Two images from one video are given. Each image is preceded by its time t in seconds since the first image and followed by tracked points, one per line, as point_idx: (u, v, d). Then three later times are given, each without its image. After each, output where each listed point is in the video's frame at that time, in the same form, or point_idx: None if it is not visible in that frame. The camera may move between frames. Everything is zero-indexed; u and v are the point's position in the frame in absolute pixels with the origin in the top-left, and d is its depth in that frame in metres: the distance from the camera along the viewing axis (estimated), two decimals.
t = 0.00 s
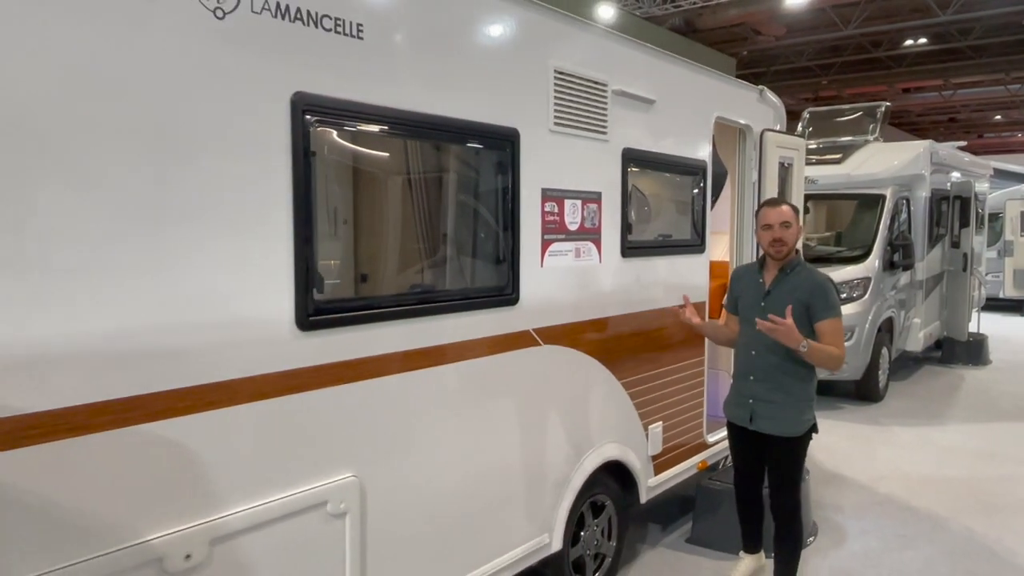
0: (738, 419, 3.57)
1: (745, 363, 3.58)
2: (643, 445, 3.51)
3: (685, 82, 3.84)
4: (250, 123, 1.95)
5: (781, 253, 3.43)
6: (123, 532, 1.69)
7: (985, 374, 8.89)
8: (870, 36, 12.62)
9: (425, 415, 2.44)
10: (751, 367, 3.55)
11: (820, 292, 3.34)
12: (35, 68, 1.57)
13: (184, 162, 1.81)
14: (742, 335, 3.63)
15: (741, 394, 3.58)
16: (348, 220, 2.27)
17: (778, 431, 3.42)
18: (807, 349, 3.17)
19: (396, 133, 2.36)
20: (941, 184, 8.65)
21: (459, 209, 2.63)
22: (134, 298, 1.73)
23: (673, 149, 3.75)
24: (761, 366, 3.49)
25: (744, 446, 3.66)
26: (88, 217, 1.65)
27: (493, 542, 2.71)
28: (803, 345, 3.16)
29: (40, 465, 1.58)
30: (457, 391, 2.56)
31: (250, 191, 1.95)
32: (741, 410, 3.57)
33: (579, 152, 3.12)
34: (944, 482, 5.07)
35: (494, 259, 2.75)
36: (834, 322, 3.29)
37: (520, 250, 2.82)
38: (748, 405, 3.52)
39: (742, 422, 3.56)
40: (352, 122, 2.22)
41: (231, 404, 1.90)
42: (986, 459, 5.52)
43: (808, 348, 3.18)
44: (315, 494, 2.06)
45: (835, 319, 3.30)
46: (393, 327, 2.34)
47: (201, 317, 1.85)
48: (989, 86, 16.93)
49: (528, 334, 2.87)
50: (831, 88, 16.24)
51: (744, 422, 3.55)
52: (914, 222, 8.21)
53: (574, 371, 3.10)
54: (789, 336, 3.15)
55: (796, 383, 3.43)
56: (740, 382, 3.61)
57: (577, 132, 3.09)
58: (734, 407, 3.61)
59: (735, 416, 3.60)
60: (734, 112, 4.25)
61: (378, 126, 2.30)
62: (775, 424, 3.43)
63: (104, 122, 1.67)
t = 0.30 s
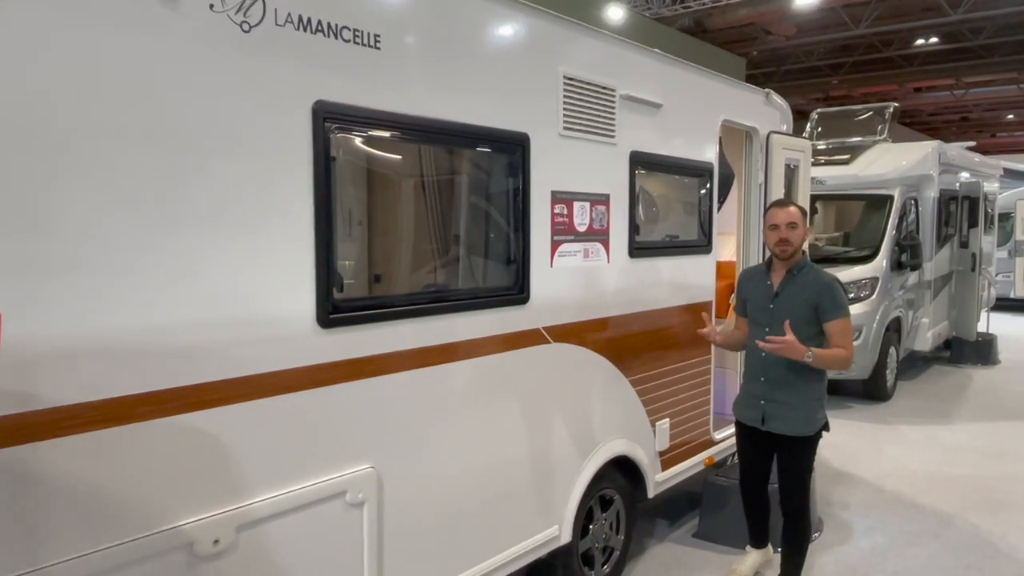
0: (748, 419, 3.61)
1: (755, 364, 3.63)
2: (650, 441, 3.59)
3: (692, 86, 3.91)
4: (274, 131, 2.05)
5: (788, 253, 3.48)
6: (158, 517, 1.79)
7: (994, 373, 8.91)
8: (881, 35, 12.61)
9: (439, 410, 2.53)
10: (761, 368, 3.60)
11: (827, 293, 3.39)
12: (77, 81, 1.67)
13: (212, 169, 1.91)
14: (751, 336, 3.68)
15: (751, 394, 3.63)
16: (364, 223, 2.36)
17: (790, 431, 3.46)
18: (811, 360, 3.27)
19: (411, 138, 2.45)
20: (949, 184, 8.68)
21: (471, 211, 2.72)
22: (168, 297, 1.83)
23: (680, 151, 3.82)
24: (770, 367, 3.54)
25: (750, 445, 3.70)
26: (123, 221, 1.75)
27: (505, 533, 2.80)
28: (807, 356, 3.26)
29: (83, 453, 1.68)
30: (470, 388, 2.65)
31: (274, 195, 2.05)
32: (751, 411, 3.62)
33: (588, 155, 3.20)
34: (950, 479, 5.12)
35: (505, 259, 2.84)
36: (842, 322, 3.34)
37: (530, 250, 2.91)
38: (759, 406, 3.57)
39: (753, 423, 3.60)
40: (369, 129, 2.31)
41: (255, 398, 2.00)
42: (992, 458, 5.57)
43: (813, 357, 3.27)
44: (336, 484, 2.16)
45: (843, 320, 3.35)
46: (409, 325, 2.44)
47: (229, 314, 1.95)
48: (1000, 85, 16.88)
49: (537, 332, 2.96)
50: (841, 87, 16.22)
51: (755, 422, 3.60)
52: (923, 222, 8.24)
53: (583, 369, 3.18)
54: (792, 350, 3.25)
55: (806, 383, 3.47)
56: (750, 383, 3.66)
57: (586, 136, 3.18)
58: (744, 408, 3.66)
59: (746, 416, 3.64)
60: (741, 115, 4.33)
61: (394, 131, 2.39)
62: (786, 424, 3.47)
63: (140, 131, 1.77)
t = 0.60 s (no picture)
0: (761, 419, 3.65)
1: (767, 365, 3.67)
2: (659, 438, 3.66)
3: (700, 88, 3.97)
4: (296, 135, 2.12)
5: (798, 253, 3.53)
6: (187, 506, 1.87)
7: (1004, 373, 8.92)
8: (891, 34, 12.58)
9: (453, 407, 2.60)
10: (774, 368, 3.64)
11: (838, 294, 3.44)
12: (110, 89, 1.74)
13: (238, 172, 1.99)
14: (762, 337, 3.72)
15: (764, 395, 3.67)
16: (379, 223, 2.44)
17: (804, 430, 3.50)
18: (823, 371, 3.35)
19: (427, 141, 2.52)
20: (959, 184, 8.70)
21: (484, 212, 2.79)
22: (195, 295, 1.90)
23: (689, 153, 3.88)
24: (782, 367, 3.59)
25: (759, 443, 3.75)
26: (157, 223, 1.83)
27: (517, 527, 2.86)
28: (816, 371, 3.35)
29: (116, 444, 1.76)
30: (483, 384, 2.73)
31: (296, 197, 2.12)
32: (763, 411, 3.66)
33: (598, 157, 3.26)
34: (958, 478, 5.16)
35: (517, 259, 2.91)
36: (854, 322, 3.39)
37: (542, 250, 2.97)
38: (772, 406, 3.61)
39: (765, 422, 3.64)
40: (386, 132, 2.39)
41: (279, 393, 2.08)
42: (1000, 457, 5.60)
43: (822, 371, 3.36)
44: (354, 476, 2.23)
45: (854, 320, 3.40)
46: (425, 323, 2.51)
47: (254, 311, 2.03)
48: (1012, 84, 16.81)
49: (549, 330, 3.02)
50: (851, 87, 16.19)
51: (768, 422, 3.64)
52: (932, 222, 8.27)
53: (593, 365, 3.25)
54: (800, 372, 3.33)
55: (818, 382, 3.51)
56: (762, 383, 3.70)
57: (596, 138, 3.24)
58: (756, 408, 3.70)
59: (758, 416, 3.68)
60: (749, 116, 4.38)
61: (411, 135, 2.46)
62: (800, 424, 3.51)
63: (170, 136, 1.85)
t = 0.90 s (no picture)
0: (773, 417, 3.69)
1: (780, 363, 3.71)
2: (668, 434, 3.72)
3: (709, 90, 4.03)
4: (318, 137, 2.19)
5: (811, 252, 3.58)
6: (215, 494, 1.94)
7: (1013, 372, 8.93)
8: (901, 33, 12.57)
9: (468, 401, 2.67)
10: (786, 366, 3.68)
11: (851, 292, 3.48)
12: (143, 94, 1.82)
13: (263, 173, 2.06)
14: (774, 335, 3.76)
15: (776, 392, 3.71)
16: (397, 221, 2.51)
17: (817, 428, 3.54)
18: (838, 370, 3.41)
19: (443, 141, 2.59)
20: (968, 183, 8.72)
21: (499, 212, 2.86)
22: (222, 292, 1.97)
23: (698, 153, 3.94)
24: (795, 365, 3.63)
25: (766, 440, 3.80)
26: (187, 222, 1.90)
27: (529, 519, 2.93)
28: (832, 373, 3.40)
29: (148, 434, 1.83)
30: (497, 379, 2.79)
31: (318, 197, 2.19)
32: (775, 409, 3.70)
33: (608, 158, 3.33)
34: (965, 475, 5.20)
35: (530, 257, 2.97)
36: (867, 320, 3.45)
37: (554, 249, 3.04)
38: (785, 404, 3.65)
39: (777, 420, 3.68)
40: (404, 132, 2.45)
41: (301, 386, 2.15)
42: (1008, 455, 5.63)
43: (838, 372, 3.41)
44: (372, 468, 2.29)
45: (867, 318, 3.45)
46: (441, 319, 2.58)
47: (278, 306, 2.10)
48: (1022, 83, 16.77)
49: (561, 327, 3.09)
50: (860, 86, 16.18)
51: (780, 419, 3.68)
52: (941, 222, 8.28)
53: (604, 362, 3.31)
54: (817, 376, 3.40)
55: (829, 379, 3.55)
56: (774, 381, 3.74)
57: (606, 139, 3.30)
58: (768, 406, 3.74)
59: (770, 414, 3.72)
60: (758, 117, 4.44)
61: (427, 135, 2.53)
62: (813, 421, 3.55)
63: (198, 138, 1.92)
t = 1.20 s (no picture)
0: (780, 414, 3.74)
1: (790, 361, 3.75)
2: (676, 430, 3.78)
3: (717, 93, 4.10)
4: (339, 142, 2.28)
5: (824, 253, 3.63)
6: (241, 485, 2.02)
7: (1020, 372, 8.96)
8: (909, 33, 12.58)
9: (482, 397, 2.75)
10: (795, 364, 3.73)
11: (865, 295, 3.54)
12: (175, 102, 1.90)
13: (287, 177, 2.15)
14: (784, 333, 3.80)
15: (785, 390, 3.76)
16: (413, 223, 2.58)
17: (825, 426, 3.59)
18: (851, 363, 3.46)
19: (458, 144, 2.67)
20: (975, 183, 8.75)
21: (511, 213, 2.93)
22: (248, 291, 2.06)
23: (706, 155, 4.00)
24: (805, 364, 3.68)
25: (768, 438, 3.85)
26: (216, 224, 1.99)
27: (540, 513, 3.00)
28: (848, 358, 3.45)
29: (178, 426, 1.91)
30: (509, 376, 2.87)
31: (339, 200, 2.27)
32: (783, 406, 3.74)
33: (618, 160, 3.40)
34: (970, 473, 5.25)
35: (542, 257, 3.05)
36: (877, 323, 3.51)
37: (565, 250, 3.11)
38: (794, 401, 3.70)
39: (785, 417, 3.73)
40: (420, 136, 2.53)
41: (323, 381, 2.23)
42: (1013, 453, 5.68)
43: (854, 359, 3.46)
44: (391, 460, 2.37)
45: (878, 321, 3.52)
46: (456, 317, 2.66)
47: (301, 305, 2.18)
48: None
49: (571, 325, 3.16)
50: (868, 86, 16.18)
51: (788, 417, 3.72)
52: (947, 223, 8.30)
53: (612, 360, 3.38)
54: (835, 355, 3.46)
55: (837, 379, 3.61)
56: (782, 379, 3.79)
57: (616, 141, 3.38)
58: (775, 403, 3.79)
59: (777, 411, 3.77)
60: (765, 119, 4.50)
61: (443, 139, 2.61)
62: (821, 419, 3.60)
63: (226, 144, 2.01)
